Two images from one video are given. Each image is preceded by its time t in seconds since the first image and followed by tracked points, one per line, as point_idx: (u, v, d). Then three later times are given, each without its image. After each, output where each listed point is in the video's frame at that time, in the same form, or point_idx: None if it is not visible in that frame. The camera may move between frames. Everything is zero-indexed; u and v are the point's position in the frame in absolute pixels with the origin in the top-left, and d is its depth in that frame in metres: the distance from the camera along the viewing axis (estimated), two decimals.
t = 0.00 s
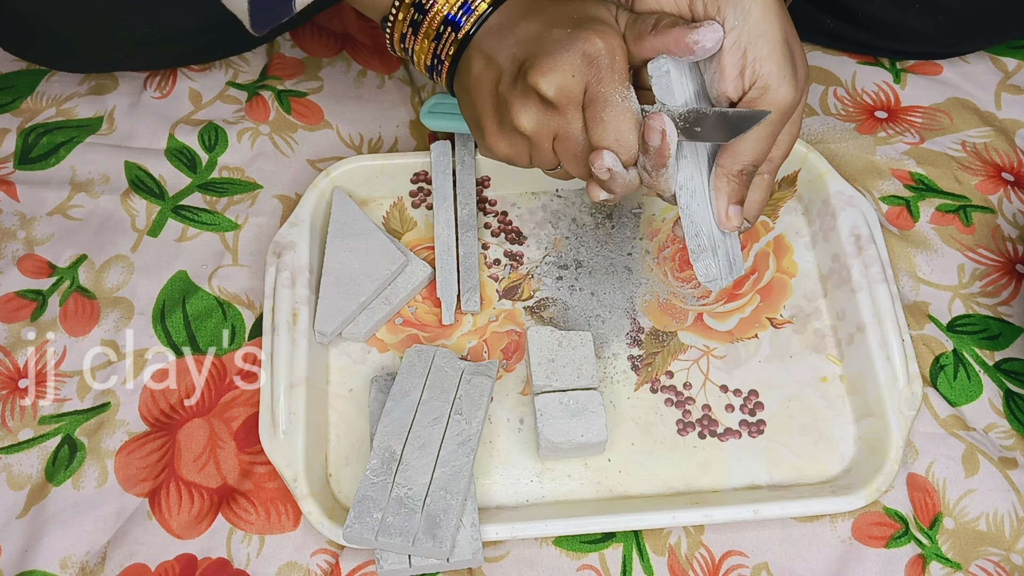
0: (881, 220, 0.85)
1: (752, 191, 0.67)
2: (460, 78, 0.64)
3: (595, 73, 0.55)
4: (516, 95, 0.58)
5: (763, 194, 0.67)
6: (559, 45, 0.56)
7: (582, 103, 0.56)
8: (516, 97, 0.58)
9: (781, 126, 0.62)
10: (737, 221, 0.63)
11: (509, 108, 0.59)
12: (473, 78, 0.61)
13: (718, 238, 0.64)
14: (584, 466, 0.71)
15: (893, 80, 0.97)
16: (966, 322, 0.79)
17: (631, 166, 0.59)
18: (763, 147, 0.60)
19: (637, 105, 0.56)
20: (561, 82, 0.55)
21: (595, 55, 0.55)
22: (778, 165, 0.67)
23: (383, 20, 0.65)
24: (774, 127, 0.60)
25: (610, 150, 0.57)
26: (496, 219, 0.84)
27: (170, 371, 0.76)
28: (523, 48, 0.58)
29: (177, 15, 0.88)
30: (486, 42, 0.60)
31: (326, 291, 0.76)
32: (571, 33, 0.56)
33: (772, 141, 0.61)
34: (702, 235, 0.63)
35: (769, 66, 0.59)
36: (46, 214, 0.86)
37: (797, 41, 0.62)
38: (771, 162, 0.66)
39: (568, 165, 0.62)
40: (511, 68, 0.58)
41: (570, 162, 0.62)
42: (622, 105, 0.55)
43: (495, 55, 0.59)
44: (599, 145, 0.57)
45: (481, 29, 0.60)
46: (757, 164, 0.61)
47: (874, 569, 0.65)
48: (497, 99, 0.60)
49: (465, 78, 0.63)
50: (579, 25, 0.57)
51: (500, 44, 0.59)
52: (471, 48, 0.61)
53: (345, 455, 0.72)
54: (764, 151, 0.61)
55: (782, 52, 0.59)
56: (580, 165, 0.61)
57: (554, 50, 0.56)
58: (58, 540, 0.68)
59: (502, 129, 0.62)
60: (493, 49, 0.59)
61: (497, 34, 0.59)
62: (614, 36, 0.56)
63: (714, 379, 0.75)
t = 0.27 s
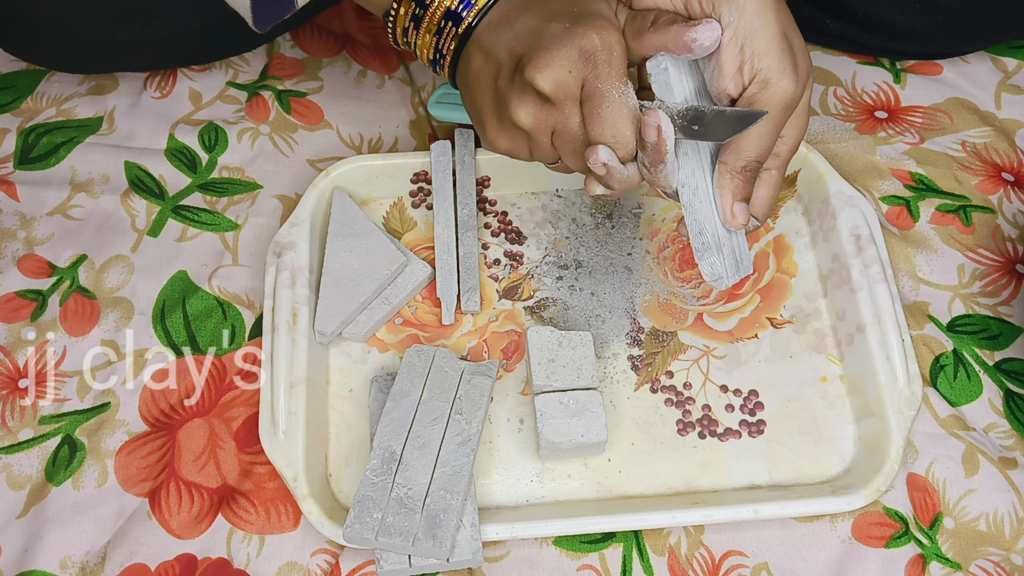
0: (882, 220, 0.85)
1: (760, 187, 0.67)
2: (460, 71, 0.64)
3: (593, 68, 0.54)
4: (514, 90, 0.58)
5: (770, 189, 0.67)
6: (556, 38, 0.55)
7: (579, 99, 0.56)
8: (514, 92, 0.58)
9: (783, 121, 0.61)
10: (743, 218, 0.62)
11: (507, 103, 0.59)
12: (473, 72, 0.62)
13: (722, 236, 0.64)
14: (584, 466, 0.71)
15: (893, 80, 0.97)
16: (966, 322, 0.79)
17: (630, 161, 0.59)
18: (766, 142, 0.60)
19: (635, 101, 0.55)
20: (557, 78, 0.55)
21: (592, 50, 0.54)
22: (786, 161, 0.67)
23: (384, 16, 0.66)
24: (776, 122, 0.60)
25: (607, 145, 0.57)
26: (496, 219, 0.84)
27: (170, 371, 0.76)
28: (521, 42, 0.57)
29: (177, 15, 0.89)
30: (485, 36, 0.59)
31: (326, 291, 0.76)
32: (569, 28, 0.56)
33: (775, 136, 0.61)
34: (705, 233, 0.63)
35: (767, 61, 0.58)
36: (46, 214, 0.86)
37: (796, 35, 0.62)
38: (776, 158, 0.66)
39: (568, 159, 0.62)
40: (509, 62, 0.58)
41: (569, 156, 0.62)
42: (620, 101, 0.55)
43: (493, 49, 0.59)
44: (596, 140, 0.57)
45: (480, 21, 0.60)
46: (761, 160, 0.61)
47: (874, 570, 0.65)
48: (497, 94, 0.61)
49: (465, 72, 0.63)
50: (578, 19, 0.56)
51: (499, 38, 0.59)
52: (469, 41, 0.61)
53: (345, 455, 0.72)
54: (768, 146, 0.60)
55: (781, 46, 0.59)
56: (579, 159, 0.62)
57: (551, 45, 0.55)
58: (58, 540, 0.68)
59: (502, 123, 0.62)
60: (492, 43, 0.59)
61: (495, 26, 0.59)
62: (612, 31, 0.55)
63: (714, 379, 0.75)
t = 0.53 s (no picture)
0: (882, 221, 0.85)
1: (763, 187, 0.67)
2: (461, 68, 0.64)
3: (592, 70, 0.55)
4: (513, 89, 0.58)
5: (774, 189, 0.67)
6: (557, 40, 0.56)
7: (578, 99, 0.56)
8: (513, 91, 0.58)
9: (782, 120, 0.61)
10: (745, 219, 0.62)
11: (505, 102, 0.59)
12: (473, 69, 0.62)
13: (724, 237, 0.63)
14: (584, 466, 0.71)
15: (893, 80, 0.97)
16: (966, 322, 0.79)
17: (628, 162, 0.59)
18: (766, 142, 0.60)
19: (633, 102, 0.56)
20: (556, 78, 0.55)
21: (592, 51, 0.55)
22: (789, 160, 0.67)
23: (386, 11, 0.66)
24: (775, 121, 0.60)
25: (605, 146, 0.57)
26: (496, 219, 0.84)
27: (171, 371, 0.76)
28: (521, 40, 0.57)
29: (178, 15, 0.88)
30: (486, 32, 0.60)
31: (326, 291, 0.76)
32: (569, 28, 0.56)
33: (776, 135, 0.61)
34: (708, 235, 0.63)
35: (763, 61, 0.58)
36: (46, 214, 0.86)
37: (793, 34, 0.62)
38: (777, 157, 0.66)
39: (566, 158, 0.62)
40: (508, 60, 0.58)
41: (568, 155, 0.62)
42: (619, 102, 0.55)
43: (493, 47, 0.59)
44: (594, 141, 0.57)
45: (479, 18, 0.60)
46: (762, 160, 0.61)
47: (874, 570, 0.65)
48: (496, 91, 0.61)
49: (466, 68, 0.63)
50: (578, 19, 0.57)
51: (499, 36, 0.59)
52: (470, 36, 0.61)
53: (345, 455, 0.72)
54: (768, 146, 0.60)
55: (777, 46, 0.59)
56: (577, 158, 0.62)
57: (551, 44, 0.55)
58: (58, 541, 0.68)
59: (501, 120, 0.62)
60: (492, 41, 0.59)
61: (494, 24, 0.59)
62: (612, 32, 0.56)
63: (714, 379, 0.75)
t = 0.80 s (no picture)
0: (882, 221, 0.85)
1: (791, 198, 0.66)
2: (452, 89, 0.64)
3: (593, 97, 0.55)
4: (510, 115, 0.58)
5: (801, 199, 0.66)
6: (553, 67, 0.56)
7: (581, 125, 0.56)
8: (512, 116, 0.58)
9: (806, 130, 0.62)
10: (776, 230, 0.62)
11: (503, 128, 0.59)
12: (465, 94, 0.61)
13: (757, 251, 0.63)
14: (584, 466, 0.71)
15: (893, 80, 0.97)
16: (966, 322, 0.79)
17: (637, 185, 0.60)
18: (791, 152, 0.61)
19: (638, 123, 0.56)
20: (558, 105, 0.55)
21: (590, 77, 0.55)
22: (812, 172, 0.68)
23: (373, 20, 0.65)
24: (798, 131, 0.61)
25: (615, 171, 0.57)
26: (496, 219, 0.84)
27: (171, 371, 0.76)
28: (514, 65, 0.57)
29: (176, 16, 0.88)
30: (477, 56, 0.59)
31: (326, 291, 0.76)
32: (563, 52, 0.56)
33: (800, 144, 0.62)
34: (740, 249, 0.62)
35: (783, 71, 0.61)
36: (46, 214, 0.86)
37: (811, 44, 0.64)
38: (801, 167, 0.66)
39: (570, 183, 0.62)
40: (503, 85, 0.58)
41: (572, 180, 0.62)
42: (626, 127, 0.55)
43: (485, 71, 0.59)
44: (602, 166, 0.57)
45: (471, 43, 0.60)
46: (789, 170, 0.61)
47: (874, 569, 0.66)
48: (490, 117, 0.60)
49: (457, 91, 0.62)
50: (570, 40, 0.56)
51: (491, 60, 0.59)
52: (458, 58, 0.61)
53: (345, 455, 0.72)
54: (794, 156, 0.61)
55: (795, 57, 0.61)
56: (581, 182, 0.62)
57: (548, 70, 0.55)
58: (58, 540, 0.68)
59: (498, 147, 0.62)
60: (484, 65, 0.59)
61: (487, 50, 0.59)
62: (606, 55, 0.56)
63: (714, 379, 0.75)
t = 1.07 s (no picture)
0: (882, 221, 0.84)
1: (872, 176, 0.64)
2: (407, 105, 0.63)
3: (547, 131, 0.56)
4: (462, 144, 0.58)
5: (886, 176, 0.64)
6: (506, 97, 0.55)
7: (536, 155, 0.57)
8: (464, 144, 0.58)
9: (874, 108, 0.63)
10: (862, 211, 0.60)
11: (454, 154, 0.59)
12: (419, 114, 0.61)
13: (846, 233, 0.61)
14: (584, 466, 0.70)
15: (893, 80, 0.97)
16: (966, 322, 0.79)
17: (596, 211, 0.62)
18: (863, 132, 0.61)
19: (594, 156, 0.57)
20: (511, 139, 0.55)
21: (544, 111, 0.55)
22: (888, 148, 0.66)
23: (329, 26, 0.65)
24: (868, 110, 0.62)
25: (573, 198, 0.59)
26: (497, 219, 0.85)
27: (170, 371, 0.76)
28: (466, 93, 0.57)
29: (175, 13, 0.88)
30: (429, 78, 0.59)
31: (326, 291, 0.76)
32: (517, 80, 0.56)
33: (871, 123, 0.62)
34: (827, 232, 0.61)
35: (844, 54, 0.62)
36: (46, 214, 0.86)
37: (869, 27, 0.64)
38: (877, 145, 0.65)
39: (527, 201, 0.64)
40: (455, 111, 0.58)
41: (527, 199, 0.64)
42: (582, 161, 0.57)
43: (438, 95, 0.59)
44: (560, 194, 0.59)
45: (425, 65, 0.59)
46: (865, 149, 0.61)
47: (874, 569, 0.66)
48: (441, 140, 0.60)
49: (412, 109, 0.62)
50: (524, 65, 0.56)
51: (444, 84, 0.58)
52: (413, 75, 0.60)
53: (345, 455, 0.72)
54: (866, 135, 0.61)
55: (854, 38, 0.62)
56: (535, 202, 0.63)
57: (501, 101, 0.55)
58: (58, 541, 0.68)
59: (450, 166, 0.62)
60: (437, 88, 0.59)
61: (442, 73, 0.59)
62: (559, 84, 0.56)
63: (714, 379, 0.75)
